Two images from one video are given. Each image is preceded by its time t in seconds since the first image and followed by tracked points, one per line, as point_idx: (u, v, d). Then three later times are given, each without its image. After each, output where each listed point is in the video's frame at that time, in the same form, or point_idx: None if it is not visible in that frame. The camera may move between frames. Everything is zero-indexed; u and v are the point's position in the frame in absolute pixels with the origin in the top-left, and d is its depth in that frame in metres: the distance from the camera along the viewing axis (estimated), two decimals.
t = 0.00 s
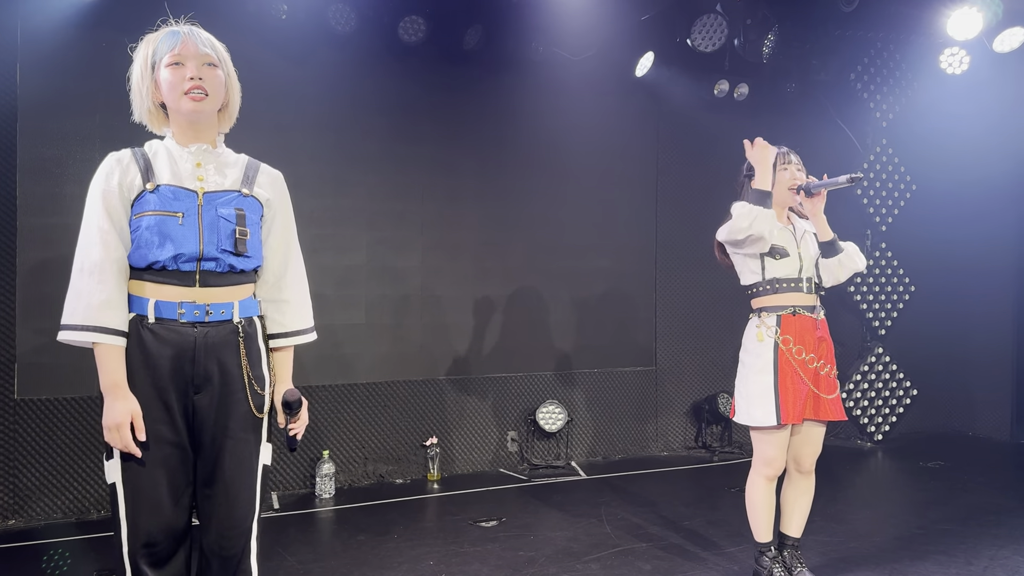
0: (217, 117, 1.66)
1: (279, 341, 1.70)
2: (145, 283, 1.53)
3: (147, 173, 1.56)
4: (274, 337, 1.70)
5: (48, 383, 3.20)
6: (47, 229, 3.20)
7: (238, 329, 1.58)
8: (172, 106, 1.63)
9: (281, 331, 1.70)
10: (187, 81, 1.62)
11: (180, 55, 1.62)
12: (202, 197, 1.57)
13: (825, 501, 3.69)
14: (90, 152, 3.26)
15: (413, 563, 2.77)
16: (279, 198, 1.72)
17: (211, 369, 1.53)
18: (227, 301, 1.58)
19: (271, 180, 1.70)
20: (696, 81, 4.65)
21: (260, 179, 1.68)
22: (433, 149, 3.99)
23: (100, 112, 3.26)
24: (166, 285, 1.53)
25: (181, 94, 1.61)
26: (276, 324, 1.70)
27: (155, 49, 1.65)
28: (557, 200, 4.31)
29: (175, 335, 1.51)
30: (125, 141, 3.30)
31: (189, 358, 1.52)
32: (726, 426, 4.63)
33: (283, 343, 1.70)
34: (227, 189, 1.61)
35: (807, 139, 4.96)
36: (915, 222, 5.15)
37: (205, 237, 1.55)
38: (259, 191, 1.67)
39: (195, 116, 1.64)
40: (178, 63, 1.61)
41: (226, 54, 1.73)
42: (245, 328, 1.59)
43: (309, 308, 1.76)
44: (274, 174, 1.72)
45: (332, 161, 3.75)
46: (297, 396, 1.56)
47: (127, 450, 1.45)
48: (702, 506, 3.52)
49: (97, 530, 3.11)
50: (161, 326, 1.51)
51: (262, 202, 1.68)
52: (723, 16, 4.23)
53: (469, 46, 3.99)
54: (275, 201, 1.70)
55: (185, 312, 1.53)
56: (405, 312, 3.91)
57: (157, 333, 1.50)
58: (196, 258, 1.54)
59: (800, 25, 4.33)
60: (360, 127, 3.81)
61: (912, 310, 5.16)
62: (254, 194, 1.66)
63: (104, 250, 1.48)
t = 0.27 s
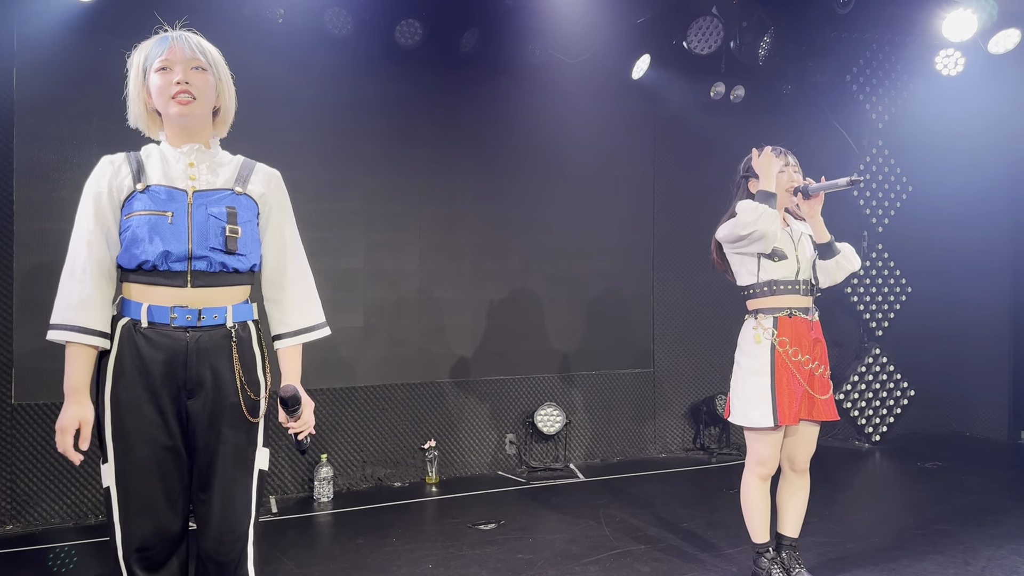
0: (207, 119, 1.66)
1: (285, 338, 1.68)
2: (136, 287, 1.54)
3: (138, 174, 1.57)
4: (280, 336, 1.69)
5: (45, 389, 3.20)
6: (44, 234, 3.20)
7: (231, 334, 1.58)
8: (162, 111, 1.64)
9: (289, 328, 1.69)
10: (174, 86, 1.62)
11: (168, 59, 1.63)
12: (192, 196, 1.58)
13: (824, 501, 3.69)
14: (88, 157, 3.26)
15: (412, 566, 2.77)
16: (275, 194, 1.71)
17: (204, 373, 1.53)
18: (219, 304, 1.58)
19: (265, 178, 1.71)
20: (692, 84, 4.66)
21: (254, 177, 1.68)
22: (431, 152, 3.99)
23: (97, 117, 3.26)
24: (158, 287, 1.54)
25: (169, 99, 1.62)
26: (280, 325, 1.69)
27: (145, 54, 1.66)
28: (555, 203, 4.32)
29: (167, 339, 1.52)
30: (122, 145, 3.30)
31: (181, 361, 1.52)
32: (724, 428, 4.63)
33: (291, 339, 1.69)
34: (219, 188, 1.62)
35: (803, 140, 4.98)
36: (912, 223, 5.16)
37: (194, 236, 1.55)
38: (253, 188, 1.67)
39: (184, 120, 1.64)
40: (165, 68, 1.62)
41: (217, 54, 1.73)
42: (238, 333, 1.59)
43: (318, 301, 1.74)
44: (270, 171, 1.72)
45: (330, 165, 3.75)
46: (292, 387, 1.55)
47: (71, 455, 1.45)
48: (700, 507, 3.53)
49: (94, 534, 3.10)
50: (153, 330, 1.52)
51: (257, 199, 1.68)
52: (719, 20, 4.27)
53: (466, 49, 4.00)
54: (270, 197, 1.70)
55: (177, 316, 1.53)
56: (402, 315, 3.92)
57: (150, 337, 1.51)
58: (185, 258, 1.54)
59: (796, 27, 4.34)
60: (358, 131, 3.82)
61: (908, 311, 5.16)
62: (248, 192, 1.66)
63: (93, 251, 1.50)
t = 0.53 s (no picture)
0: (201, 124, 1.66)
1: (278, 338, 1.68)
2: (132, 290, 1.55)
3: (131, 175, 1.58)
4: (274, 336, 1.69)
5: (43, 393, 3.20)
6: (42, 238, 3.20)
7: (227, 337, 1.57)
8: (157, 114, 1.64)
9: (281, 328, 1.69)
10: (169, 90, 1.62)
11: (164, 63, 1.62)
12: (184, 195, 1.58)
13: (823, 502, 3.70)
14: (86, 160, 3.26)
15: (412, 568, 2.77)
16: (270, 194, 1.71)
17: (200, 377, 1.53)
18: (215, 306, 1.58)
19: (260, 176, 1.70)
20: (689, 85, 4.67)
21: (249, 176, 1.68)
22: (429, 155, 4.00)
23: (95, 121, 3.27)
24: (151, 288, 1.54)
25: (163, 103, 1.62)
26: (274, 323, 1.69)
27: (144, 56, 1.66)
28: (553, 205, 4.32)
29: (163, 342, 1.52)
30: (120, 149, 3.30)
31: (177, 363, 1.52)
32: (722, 429, 4.64)
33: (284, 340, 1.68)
34: (212, 186, 1.62)
35: (801, 142, 4.98)
36: (910, 224, 5.17)
37: (185, 235, 1.55)
38: (247, 187, 1.66)
39: (178, 124, 1.65)
40: (161, 71, 1.62)
41: (215, 58, 1.72)
42: (235, 336, 1.59)
43: (312, 302, 1.73)
44: (266, 171, 1.72)
45: (328, 168, 3.75)
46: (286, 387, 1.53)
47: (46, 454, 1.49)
48: (699, 508, 3.53)
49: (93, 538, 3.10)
50: (149, 333, 1.52)
51: (251, 198, 1.67)
52: (716, 21, 4.28)
53: (463, 52, 4.00)
54: (264, 196, 1.69)
55: (173, 319, 1.53)
56: (401, 318, 3.92)
57: (145, 340, 1.51)
58: (177, 258, 1.54)
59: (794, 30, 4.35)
60: (356, 133, 3.82)
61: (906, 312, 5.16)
62: (242, 190, 1.66)
63: (84, 251, 1.53)
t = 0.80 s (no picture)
0: (203, 128, 1.66)
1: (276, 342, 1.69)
2: (133, 293, 1.55)
3: (130, 181, 1.58)
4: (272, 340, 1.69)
5: (44, 395, 3.20)
6: (42, 240, 3.20)
7: (226, 338, 1.57)
8: (161, 116, 1.64)
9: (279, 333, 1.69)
10: (177, 93, 1.62)
11: (172, 66, 1.63)
12: (184, 200, 1.58)
13: (823, 502, 3.70)
14: (86, 164, 3.26)
15: (412, 570, 2.77)
16: (269, 199, 1.71)
17: (200, 378, 1.53)
18: (214, 308, 1.58)
19: (259, 181, 1.70)
20: (689, 87, 4.67)
21: (247, 181, 1.68)
22: (429, 157, 4.00)
23: (95, 124, 3.27)
24: (151, 292, 1.54)
25: (170, 105, 1.62)
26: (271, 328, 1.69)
27: (147, 59, 1.66)
28: (552, 207, 4.33)
29: (162, 344, 1.52)
30: (121, 152, 3.31)
31: (177, 366, 1.52)
32: (722, 430, 4.64)
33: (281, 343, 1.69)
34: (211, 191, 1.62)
35: (800, 143, 4.99)
36: (909, 224, 5.17)
37: (185, 240, 1.55)
38: (246, 192, 1.67)
39: (183, 127, 1.65)
40: (169, 73, 1.62)
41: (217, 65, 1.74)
42: (234, 337, 1.59)
43: (309, 308, 1.74)
44: (264, 175, 1.72)
45: (328, 170, 3.76)
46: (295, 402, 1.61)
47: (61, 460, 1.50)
48: (699, 509, 3.53)
49: (94, 541, 3.10)
50: (149, 335, 1.52)
51: (250, 204, 1.67)
52: (715, 22, 4.29)
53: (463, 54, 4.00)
54: (263, 202, 1.69)
55: (173, 321, 1.54)
56: (401, 320, 3.92)
57: (145, 343, 1.52)
58: (178, 262, 1.54)
59: (793, 32, 4.36)
60: (356, 136, 3.82)
61: (906, 312, 5.16)
62: (240, 195, 1.66)
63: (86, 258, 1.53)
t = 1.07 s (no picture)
0: (203, 132, 1.66)
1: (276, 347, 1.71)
2: (139, 297, 1.53)
3: (134, 188, 1.56)
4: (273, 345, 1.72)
5: (45, 397, 3.20)
6: (42, 242, 3.20)
7: (233, 339, 1.58)
8: (164, 119, 1.63)
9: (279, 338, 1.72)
10: (181, 97, 1.62)
11: (176, 71, 1.63)
12: (191, 207, 1.58)
13: (824, 504, 3.69)
14: (85, 166, 3.26)
15: (413, 572, 2.77)
16: (266, 205, 1.73)
17: (208, 379, 1.53)
18: (220, 310, 1.59)
19: (256, 188, 1.72)
20: (688, 88, 4.67)
21: (246, 188, 1.69)
22: (428, 158, 4.00)
23: (94, 126, 3.27)
24: (159, 295, 1.53)
25: (175, 109, 1.62)
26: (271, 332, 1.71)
27: (148, 61, 1.65)
28: (551, 208, 4.32)
29: (170, 346, 1.51)
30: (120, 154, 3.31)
31: (186, 368, 1.52)
32: (723, 431, 4.63)
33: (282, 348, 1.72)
34: (214, 198, 1.62)
35: (799, 144, 4.98)
36: (909, 225, 5.16)
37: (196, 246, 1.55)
38: (246, 199, 1.68)
39: (185, 131, 1.64)
40: (173, 78, 1.62)
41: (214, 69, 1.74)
42: (239, 337, 1.60)
43: (306, 312, 1.76)
44: (259, 181, 1.74)
45: (328, 172, 3.76)
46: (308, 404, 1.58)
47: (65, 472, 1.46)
48: (701, 511, 3.52)
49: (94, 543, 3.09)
50: (156, 338, 1.51)
51: (250, 210, 1.69)
52: (714, 23, 4.23)
53: (462, 55, 4.00)
54: (262, 208, 1.71)
55: (181, 322, 1.53)
56: (402, 321, 3.92)
57: (153, 345, 1.50)
58: (188, 267, 1.55)
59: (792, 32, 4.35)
60: (355, 138, 3.82)
61: (906, 312, 5.16)
62: (242, 202, 1.67)
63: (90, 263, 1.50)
